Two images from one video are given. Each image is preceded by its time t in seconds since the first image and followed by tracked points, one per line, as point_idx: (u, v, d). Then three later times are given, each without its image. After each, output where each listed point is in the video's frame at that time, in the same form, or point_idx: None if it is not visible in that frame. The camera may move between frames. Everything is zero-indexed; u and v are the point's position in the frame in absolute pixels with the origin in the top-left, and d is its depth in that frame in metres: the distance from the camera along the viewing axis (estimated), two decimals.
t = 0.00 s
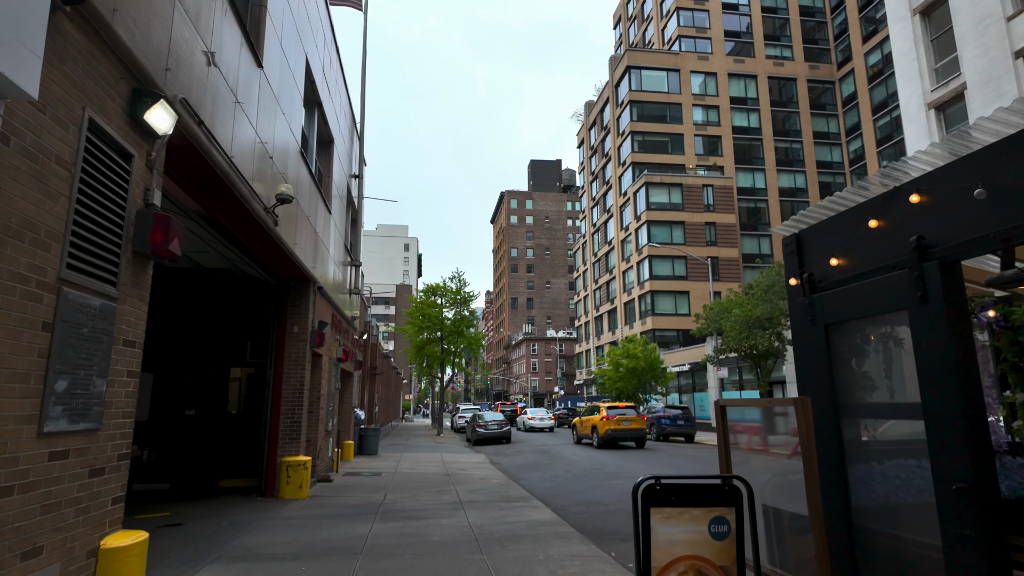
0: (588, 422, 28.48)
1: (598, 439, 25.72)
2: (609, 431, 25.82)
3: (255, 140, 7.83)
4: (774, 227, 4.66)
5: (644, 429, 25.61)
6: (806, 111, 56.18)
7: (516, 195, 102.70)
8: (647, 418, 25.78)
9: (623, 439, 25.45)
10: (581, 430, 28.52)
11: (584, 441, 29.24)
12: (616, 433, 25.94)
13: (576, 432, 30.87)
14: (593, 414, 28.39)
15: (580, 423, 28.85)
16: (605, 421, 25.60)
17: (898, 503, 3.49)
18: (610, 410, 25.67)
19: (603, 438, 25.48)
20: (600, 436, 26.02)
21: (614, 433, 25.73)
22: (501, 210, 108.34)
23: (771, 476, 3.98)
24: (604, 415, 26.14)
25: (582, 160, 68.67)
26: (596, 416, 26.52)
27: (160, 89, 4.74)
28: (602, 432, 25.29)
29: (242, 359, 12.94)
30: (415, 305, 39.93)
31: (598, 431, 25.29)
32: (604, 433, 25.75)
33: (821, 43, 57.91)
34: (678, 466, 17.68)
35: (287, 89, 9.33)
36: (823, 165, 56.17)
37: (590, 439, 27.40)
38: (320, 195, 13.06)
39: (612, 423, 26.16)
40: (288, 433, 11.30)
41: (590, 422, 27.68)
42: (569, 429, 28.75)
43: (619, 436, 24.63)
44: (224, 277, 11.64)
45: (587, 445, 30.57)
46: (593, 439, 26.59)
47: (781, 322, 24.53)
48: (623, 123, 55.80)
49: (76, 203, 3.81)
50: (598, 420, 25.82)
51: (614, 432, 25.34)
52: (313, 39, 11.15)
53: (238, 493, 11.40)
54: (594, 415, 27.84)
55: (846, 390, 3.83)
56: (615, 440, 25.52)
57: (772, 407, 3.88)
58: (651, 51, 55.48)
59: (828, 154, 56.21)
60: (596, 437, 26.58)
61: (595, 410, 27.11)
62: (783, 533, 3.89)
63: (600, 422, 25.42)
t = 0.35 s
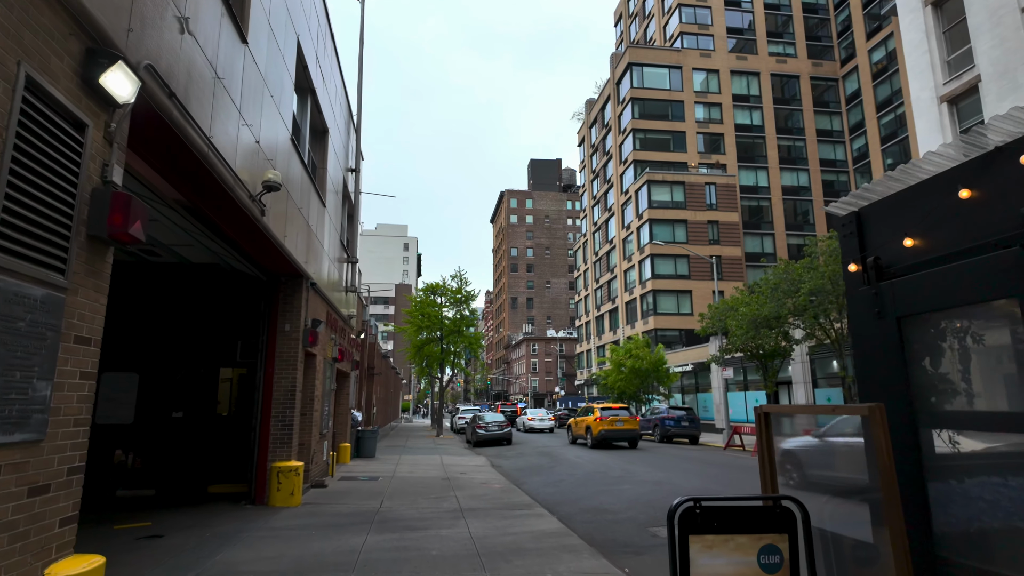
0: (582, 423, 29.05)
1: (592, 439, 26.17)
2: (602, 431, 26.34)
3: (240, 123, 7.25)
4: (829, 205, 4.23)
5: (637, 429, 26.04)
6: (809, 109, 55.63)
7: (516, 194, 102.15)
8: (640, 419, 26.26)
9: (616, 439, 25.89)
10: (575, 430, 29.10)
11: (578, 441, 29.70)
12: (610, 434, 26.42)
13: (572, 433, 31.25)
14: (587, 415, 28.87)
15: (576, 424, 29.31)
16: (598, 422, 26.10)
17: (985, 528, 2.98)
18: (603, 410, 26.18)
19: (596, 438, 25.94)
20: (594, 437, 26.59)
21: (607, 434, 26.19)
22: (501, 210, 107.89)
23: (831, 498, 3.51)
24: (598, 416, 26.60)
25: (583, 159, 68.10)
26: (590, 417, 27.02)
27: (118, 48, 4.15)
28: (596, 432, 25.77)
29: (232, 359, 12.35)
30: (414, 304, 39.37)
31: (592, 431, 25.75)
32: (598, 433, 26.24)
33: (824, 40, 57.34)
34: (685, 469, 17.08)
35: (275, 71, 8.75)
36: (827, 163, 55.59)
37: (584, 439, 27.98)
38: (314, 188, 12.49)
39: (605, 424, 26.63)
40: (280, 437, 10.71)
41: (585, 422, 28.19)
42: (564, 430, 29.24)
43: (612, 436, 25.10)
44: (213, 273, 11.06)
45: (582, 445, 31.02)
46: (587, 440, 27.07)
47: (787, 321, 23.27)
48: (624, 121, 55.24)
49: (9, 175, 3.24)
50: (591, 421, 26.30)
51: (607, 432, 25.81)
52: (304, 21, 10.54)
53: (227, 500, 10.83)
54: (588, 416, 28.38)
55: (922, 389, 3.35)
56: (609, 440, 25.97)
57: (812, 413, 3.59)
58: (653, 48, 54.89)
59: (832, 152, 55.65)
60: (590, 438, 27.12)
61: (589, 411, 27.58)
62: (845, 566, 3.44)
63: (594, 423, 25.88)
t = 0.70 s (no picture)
0: (580, 422, 29.96)
1: (589, 438, 27.02)
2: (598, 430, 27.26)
3: (227, 97, 6.71)
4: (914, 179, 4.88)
5: (631, 428, 26.92)
6: (813, 106, 55.15)
7: (516, 193, 101.61)
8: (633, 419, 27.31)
9: (612, 438, 26.72)
10: (574, 429, 30.11)
11: (576, 439, 30.62)
12: (606, 433, 27.29)
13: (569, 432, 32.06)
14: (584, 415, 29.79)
15: (573, 423, 30.22)
16: (594, 421, 27.02)
17: None
18: (599, 410, 27.09)
19: (593, 437, 26.80)
20: (590, 435, 27.57)
21: (603, 433, 27.07)
22: (501, 209, 107.36)
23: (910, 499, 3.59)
24: (594, 415, 27.49)
25: (585, 157, 67.57)
26: (586, 416, 27.92)
27: None
28: (592, 431, 26.68)
29: (223, 356, 11.78)
30: (414, 303, 38.82)
31: (588, 430, 26.65)
32: (594, 432, 27.13)
33: (828, 37, 56.85)
34: (694, 470, 16.56)
35: (268, 48, 8.24)
36: (832, 161, 55.08)
37: (581, 438, 28.96)
38: (310, 176, 11.97)
39: (601, 423, 27.48)
40: (273, 438, 10.15)
41: (581, 422, 29.18)
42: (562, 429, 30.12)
43: (607, 435, 25.99)
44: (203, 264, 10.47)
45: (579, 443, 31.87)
46: (583, 438, 28.02)
47: (796, 319, 22.73)
48: (627, 119, 54.72)
49: None
50: (588, 420, 27.18)
51: (603, 431, 26.70)
52: None
53: (219, 504, 10.26)
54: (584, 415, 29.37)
55: None
56: (605, 439, 26.78)
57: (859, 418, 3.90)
58: (656, 44, 54.36)
59: (836, 150, 55.19)
60: (587, 436, 28.00)
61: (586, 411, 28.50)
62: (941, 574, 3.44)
63: (590, 422, 26.77)
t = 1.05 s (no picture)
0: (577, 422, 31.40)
1: (585, 437, 28.44)
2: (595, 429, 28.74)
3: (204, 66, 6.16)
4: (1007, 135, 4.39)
5: (626, 427, 28.45)
6: (817, 103, 54.64)
7: (517, 193, 101.18)
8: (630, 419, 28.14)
9: (607, 437, 28.10)
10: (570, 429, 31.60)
11: (573, 438, 32.06)
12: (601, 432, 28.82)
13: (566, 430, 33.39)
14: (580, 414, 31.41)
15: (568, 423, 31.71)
16: (591, 420, 28.53)
17: None
18: (596, 409, 28.57)
19: (589, 435, 28.25)
20: (586, 434, 28.99)
21: (599, 432, 28.51)
22: (501, 208, 106.85)
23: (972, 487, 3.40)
24: (590, 414, 28.97)
25: (586, 155, 67.05)
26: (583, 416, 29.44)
27: None
28: (588, 430, 28.12)
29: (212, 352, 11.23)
30: (413, 301, 38.25)
31: (585, 429, 28.05)
32: (591, 431, 28.50)
33: (832, 33, 56.35)
34: (703, 472, 16.00)
35: (253, 20, 7.69)
36: (835, 158, 54.54)
37: (578, 437, 30.38)
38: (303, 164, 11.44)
39: (597, 422, 28.93)
40: (262, 438, 9.60)
41: (578, 421, 30.75)
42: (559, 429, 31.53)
43: (605, 433, 27.42)
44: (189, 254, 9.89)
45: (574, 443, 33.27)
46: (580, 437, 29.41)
47: (804, 316, 22.17)
48: (628, 115, 54.17)
49: None
50: (585, 419, 28.59)
51: (600, 430, 28.11)
52: None
53: (205, 508, 9.70)
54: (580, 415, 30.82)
55: None
56: (601, 438, 28.16)
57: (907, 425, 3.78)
58: (658, 41, 53.83)
59: (840, 147, 54.68)
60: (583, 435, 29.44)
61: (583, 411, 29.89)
62: None
63: (587, 421, 28.21)
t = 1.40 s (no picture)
0: (575, 421, 31.97)
1: (583, 438, 28.93)
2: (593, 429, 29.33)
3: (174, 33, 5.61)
4: None
5: (623, 428, 28.98)
6: (821, 100, 54.14)
7: (518, 192, 100.76)
8: (624, 420, 29.59)
9: (604, 437, 28.59)
10: (570, 429, 32.24)
11: (571, 438, 32.72)
12: (598, 433, 29.39)
13: (563, 430, 33.99)
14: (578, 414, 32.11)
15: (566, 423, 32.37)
16: (588, 421, 29.05)
17: None
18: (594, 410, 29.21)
19: (586, 436, 28.75)
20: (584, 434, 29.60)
21: (596, 432, 29.10)
22: (502, 208, 106.35)
23: None
24: (587, 415, 29.52)
25: (588, 153, 66.49)
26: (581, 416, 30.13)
27: None
28: (586, 430, 28.65)
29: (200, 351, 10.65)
30: (413, 300, 37.69)
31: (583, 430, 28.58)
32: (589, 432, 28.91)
33: (836, 30, 55.84)
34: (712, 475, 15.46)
35: None
36: (839, 156, 54.00)
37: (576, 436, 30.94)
38: (296, 152, 10.84)
39: (595, 422, 29.45)
40: (252, 443, 9.03)
41: (576, 422, 31.46)
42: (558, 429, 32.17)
43: (602, 434, 27.92)
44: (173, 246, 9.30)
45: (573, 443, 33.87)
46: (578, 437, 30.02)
47: (814, 314, 21.64)
48: (630, 113, 53.58)
49: None
50: (582, 420, 29.12)
51: (597, 430, 28.61)
52: None
53: (191, 517, 9.15)
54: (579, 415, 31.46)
55: None
56: (599, 439, 28.67)
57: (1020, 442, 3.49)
58: (661, 37, 53.25)
59: (844, 145, 54.17)
60: (581, 435, 30.06)
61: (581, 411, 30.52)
62: None
63: (584, 421, 28.77)
